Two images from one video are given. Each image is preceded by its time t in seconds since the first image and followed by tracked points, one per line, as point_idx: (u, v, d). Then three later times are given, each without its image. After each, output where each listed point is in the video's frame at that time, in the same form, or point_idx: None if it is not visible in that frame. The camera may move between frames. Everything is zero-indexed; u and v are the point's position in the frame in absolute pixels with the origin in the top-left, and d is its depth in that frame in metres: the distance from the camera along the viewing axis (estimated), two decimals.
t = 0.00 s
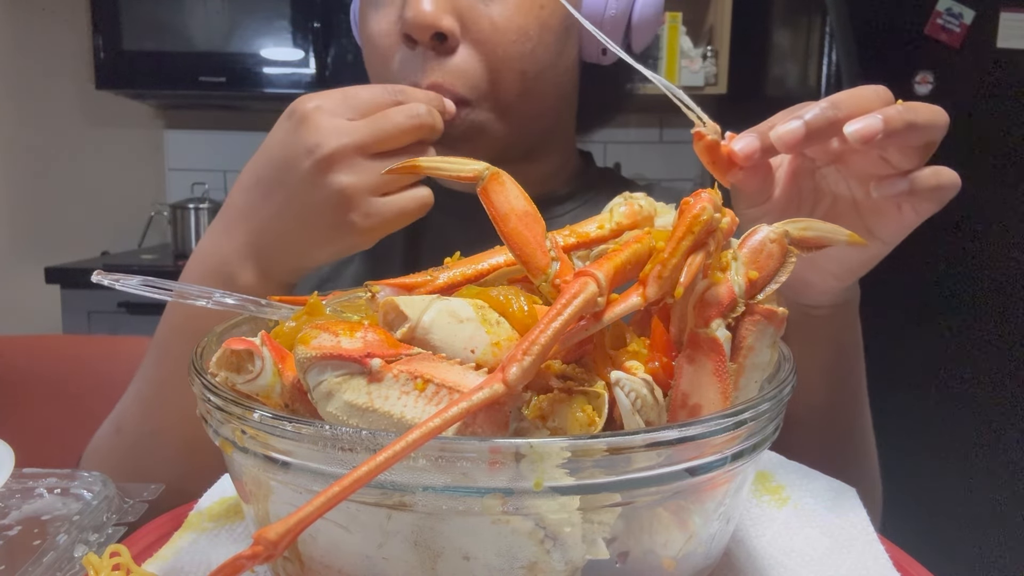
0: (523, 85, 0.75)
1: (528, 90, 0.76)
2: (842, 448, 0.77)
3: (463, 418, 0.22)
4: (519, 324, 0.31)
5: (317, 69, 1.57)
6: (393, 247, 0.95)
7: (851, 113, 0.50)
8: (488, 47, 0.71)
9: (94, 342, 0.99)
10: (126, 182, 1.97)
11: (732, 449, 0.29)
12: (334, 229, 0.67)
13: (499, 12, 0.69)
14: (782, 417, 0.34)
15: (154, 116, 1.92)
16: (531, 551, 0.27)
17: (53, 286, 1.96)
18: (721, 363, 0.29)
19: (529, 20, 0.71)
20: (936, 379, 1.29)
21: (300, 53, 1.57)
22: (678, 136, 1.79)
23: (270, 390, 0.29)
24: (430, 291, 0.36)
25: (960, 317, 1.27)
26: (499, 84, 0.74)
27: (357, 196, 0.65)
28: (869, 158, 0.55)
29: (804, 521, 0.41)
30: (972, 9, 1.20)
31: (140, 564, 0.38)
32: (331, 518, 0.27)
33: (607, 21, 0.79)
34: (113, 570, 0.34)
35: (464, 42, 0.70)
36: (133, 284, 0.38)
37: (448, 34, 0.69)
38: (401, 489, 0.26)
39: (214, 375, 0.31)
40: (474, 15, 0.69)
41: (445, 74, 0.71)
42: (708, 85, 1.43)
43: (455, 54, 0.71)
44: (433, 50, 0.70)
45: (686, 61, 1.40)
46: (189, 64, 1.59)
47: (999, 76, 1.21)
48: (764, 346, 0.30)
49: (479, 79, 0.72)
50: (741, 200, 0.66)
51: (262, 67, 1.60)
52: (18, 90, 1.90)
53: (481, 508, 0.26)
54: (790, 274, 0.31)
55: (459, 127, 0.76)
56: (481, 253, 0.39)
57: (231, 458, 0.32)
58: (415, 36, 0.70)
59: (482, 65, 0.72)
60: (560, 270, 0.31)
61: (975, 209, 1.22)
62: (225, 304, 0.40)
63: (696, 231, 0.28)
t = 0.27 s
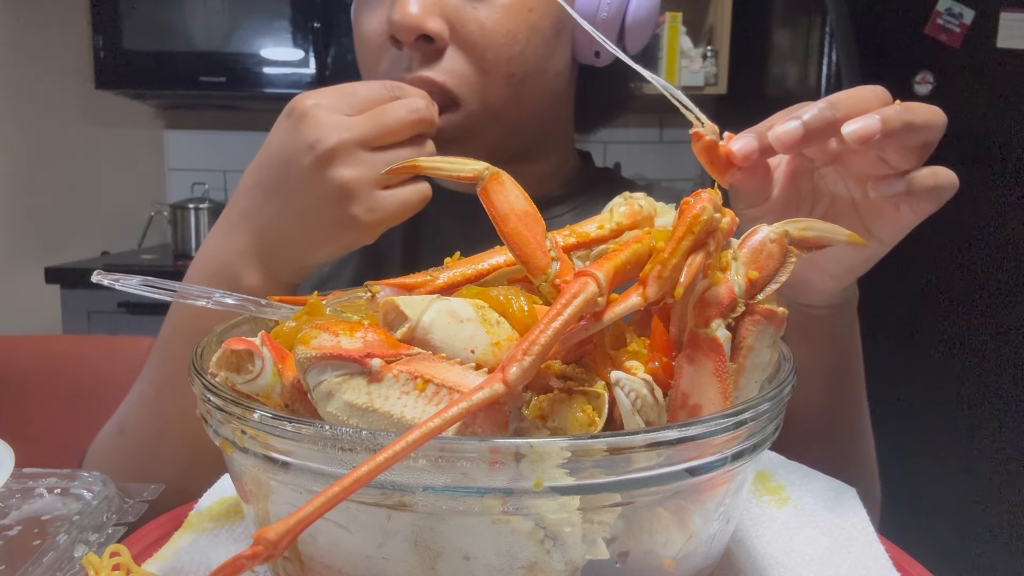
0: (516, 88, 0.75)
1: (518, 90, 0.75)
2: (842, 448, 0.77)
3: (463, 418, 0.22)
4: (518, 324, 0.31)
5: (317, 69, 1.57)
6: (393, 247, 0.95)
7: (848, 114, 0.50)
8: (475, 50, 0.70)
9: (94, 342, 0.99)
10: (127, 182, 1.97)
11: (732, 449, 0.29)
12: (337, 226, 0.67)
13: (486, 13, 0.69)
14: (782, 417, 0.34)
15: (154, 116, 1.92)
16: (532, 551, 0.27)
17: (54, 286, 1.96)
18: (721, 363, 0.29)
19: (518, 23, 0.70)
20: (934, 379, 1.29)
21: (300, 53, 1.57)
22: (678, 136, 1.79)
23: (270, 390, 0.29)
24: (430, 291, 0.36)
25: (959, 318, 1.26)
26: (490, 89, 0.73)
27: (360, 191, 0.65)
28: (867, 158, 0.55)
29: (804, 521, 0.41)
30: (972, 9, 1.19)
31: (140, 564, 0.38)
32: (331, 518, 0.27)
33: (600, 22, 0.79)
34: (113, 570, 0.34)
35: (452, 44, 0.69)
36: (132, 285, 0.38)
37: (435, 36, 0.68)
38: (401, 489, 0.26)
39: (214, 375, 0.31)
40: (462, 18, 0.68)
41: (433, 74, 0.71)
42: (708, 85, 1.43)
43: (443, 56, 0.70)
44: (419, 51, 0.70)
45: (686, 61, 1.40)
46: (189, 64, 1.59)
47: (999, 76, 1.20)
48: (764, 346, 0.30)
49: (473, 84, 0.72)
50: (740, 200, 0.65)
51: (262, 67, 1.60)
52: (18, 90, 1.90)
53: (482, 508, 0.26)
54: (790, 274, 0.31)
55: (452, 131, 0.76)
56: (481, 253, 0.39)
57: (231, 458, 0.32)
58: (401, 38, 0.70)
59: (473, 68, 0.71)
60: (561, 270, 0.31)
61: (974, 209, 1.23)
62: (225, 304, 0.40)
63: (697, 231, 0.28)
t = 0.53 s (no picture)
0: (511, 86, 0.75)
1: (508, 88, 0.74)
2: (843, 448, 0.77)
3: (463, 417, 0.22)
4: (519, 324, 0.31)
5: (317, 70, 1.57)
6: (393, 246, 0.95)
7: (849, 110, 0.50)
8: (464, 49, 0.70)
9: (94, 342, 0.99)
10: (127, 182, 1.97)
11: (732, 449, 0.29)
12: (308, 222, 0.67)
13: (475, 13, 0.69)
14: (782, 417, 0.34)
15: (154, 116, 1.92)
16: (532, 551, 0.27)
17: (54, 285, 1.96)
18: (721, 363, 0.29)
19: (507, 22, 0.70)
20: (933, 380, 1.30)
21: (300, 53, 1.57)
22: (677, 136, 1.79)
23: (270, 390, 0.29)
24: (430, 291, 0.36)
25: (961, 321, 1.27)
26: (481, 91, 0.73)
27: (330, 187, 0.65)
28: (867, 156, 0.55)
29: (804, 521, 0.41)
30: (972, 9, 1.20)
31: (140, 564, 0.38)
32: (331, 518, 0.27)
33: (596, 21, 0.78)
34: (113, 570, 0.34)
35: (441, 44, 0.69)
36: (133, 285, 0.38)
37: (423, 36, 0.69)
38: (401, 489, 0.26)
39: (214, 375, 0.31)
40: (451, 17, 0.68)
41: (420, 73, 0.70)
42: (707, 85, 1.43)
43: (432, 56, 0.70)
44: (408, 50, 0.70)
45: (686, 62, 1.40)
46: (189, 65, 1.59)
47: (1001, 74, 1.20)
48: (764, 346, 0.30)
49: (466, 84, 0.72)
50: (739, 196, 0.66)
51: (262, 67, 1.60)
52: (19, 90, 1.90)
53: (482, 508, 0.26)
54: (790, 273, 0.31)
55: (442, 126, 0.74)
56: (481, 253, 0.39)
57: (231, 458, 0.32)
58: (390, 37, 0.70)
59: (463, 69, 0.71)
60: (561, 270, 0.31)
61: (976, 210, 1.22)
62: (225, 304, 0.40)
63: (697, 231, 0.28)
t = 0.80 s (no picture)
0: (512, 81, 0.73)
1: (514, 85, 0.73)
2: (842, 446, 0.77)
3: (463, 417, 0.22)
4: (518, 324, 0.31)
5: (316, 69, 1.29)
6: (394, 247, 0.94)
7: (869, 105, 0.50)
8: (473, 39, 0.69)
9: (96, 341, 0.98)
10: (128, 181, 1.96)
11: (732, 449, 0.29)
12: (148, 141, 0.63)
13: (486, 5, 0.68)
14: (782, 417, 0.34)
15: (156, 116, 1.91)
16: (531, 551, 0.27)
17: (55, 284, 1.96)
18: (721, 363, 0.29)
19: (518, 15, 0.69)
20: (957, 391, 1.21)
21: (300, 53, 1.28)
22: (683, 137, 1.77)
23: (270, 390, 0.29)
24: (431, 291, 0.36)
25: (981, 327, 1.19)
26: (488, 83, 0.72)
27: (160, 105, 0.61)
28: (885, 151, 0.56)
29: (804, 521, 0.41)
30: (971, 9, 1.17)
31: (140, 564, 0.38)
32: (331, 518, 0.27)
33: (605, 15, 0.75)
34: (113, 569, 0.34)
35: (449, 35, 0.69)
36: (133, 285, 0.38)
37: (431, 26, 0.68)
38: (401, 489, 0.26)
39: (214, 375, 0.31)
40: (460, 9, 0.68)
41: (428, 64, 0.70)
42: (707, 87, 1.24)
43: (440, 47, 0.70)
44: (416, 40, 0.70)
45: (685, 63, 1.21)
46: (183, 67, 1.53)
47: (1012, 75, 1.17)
48: (764, 346, 0.30)
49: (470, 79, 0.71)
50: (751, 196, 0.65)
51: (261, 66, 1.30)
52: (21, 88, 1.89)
53: (482, 508, 0.26)
54: (791, 274, 0.31)
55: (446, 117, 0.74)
56: (481, 253, 0.39)
57: (231, 458, 0.32)
58: (398, 27, 0.69)
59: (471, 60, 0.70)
60: (560, 270, 0.31)
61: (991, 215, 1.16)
62: (226, 305, 0.39)
63: (696, 231, 0.28)
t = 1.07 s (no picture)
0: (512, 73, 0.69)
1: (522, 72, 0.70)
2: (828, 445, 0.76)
3: (463, 418, 0.22)
4: (518, 324, 0.31)
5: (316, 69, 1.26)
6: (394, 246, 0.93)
7: (874, 110, 0.50)
8: (485, 21, 0.65)
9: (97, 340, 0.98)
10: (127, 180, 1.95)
11: (732, 449, 0.29)
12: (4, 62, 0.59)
13: None
14: (782, 417, 0.34)
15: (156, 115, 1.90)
16: (532, 551, 0.27)
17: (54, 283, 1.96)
18: (721, 363, 0.29)
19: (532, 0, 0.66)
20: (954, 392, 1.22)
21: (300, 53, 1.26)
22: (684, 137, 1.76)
23: (270, 390, 0.29)
24: (430, 291, 0.36)
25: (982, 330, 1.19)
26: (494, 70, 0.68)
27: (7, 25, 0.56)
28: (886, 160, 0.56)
29: (804, 521, 0.41)
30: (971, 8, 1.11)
31: (140, 564, 0.38)
32: (331, 518, 0.27)
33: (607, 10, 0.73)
34: (113, 570, 0.34)
35: (459, 15, 0.65)
36: (132, 285, 0.38)
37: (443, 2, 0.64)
38: (401, 488, 0.26)
39: (214, 375, 0.31)
40: None
41: (437, 41, 0.66)
42: (707, 86, 1.35)
43: (450, 27, 0.66)
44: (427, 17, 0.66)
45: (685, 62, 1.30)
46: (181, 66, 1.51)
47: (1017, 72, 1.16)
48: (764, 346, 0.30)
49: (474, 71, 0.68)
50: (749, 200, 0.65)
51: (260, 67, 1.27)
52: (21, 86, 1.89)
53: (482, 508, 0.26)
54: (790, 274, 0.31)
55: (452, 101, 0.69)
56: (481, 253, 0.39)
57: (231, 458, 0.32)
58: (407, 3, 0.65)
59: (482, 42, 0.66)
60: (560, 270, 0.31)
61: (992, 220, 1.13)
62: (226, 305, 0.39)
63: (696, 231, 0.28)
